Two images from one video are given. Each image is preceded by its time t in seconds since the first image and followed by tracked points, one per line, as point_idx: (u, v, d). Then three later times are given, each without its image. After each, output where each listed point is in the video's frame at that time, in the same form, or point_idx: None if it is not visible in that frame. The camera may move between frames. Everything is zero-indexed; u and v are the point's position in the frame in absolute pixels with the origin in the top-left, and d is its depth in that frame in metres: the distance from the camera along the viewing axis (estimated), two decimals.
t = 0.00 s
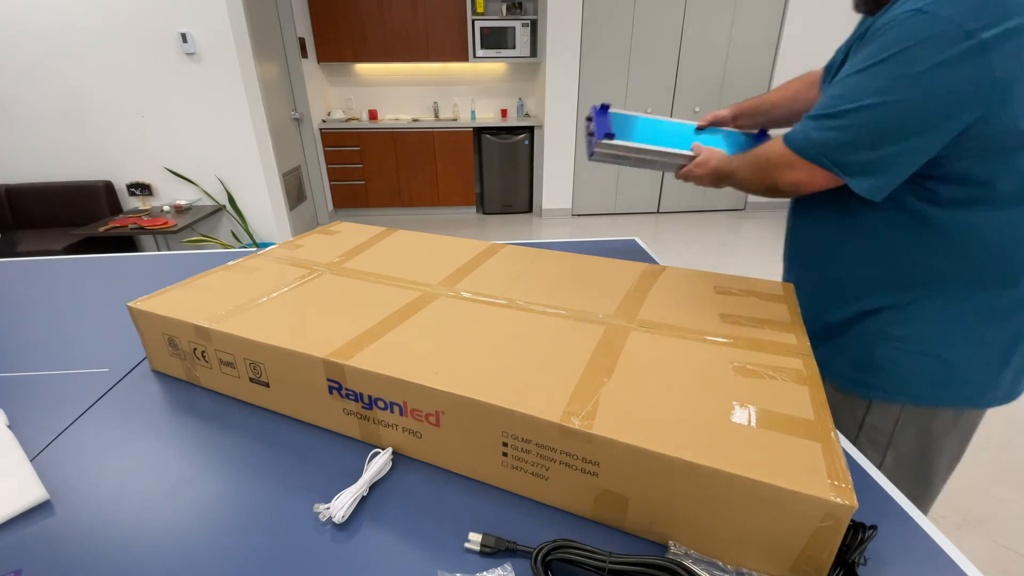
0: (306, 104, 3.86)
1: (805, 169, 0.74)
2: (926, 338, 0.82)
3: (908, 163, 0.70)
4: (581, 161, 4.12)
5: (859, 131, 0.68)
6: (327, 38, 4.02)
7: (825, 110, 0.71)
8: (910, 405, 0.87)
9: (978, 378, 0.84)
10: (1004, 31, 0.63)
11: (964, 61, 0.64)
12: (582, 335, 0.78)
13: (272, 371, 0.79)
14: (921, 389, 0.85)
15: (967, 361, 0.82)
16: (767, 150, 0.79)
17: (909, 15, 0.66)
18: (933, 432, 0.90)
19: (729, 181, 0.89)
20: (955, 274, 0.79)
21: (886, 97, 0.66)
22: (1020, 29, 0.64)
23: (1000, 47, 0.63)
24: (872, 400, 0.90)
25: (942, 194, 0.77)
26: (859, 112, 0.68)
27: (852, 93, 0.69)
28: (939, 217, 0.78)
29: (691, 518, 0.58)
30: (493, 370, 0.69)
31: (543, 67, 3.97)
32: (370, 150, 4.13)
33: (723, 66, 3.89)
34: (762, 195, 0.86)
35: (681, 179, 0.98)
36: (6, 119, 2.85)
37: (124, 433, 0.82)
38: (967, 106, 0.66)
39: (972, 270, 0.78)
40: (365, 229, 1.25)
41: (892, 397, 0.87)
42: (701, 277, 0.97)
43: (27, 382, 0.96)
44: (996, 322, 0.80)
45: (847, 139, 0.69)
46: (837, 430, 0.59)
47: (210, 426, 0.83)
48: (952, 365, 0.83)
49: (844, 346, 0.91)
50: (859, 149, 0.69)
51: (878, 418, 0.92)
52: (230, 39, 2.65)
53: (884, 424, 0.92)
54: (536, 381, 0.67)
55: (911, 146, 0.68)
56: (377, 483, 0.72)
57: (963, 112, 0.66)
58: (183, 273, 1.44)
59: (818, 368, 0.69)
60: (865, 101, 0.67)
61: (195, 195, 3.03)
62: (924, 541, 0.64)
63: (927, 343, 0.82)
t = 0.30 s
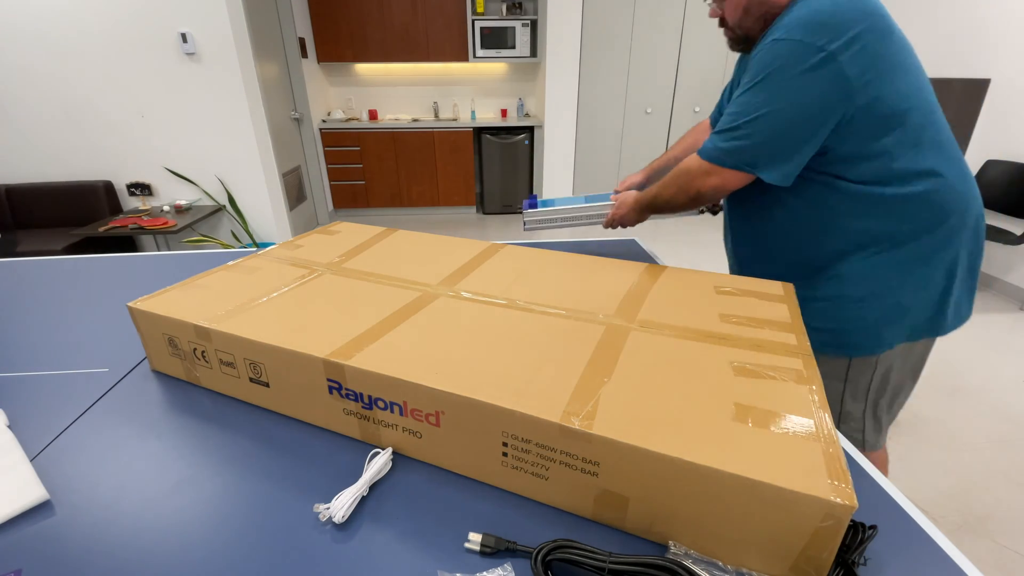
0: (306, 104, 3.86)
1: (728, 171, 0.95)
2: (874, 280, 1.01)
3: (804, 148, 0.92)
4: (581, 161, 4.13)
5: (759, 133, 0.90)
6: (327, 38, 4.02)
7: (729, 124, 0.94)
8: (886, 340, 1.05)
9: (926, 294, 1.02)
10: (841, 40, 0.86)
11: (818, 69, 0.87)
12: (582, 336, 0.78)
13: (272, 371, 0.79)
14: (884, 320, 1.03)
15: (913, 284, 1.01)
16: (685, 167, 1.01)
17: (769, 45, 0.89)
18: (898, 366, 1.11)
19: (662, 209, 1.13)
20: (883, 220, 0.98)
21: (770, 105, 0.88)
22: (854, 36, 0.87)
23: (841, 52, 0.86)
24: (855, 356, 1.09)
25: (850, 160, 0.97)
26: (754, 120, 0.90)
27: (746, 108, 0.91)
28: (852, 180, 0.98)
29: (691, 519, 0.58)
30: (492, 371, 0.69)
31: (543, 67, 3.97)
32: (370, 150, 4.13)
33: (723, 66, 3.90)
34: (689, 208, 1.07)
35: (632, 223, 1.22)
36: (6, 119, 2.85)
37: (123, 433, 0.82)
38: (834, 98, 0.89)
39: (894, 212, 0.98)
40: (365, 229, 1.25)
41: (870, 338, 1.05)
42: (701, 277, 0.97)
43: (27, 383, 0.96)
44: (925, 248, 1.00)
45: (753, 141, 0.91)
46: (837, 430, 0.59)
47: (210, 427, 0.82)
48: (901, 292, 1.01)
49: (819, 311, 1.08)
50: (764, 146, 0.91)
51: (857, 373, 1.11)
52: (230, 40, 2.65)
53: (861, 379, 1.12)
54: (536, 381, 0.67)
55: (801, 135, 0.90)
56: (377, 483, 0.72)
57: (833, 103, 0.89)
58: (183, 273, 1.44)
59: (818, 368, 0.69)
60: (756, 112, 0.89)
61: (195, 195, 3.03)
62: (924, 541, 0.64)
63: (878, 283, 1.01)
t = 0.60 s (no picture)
0: (306, 104, 3.86)
1: (707, 186, 0.99)
2: (860, 268, 1.05)
3: (776, 157, 0.97)
4: (581, 161, 4.13)
5: (731, 149, 0.95)
6: (327, 38, 4.02)
7: (701, 142, 0.98)
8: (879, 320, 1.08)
9: (908, 272, 1.07)
10: (794, 56, 0.92)
11: (778, 85, 0.92)
12: (582, 335, 0.78)
13: (272, 371, 0.79)
14: (875, 303, 1.06)
15: (895, 265, 1.05)
16: (661, 185, 1.05)
17: (729, 67, 0.95)
18: (887, 342, 1.15)
19: (642, 230, 1.16)
20: (859, 211, 1.03)
21: (738, 123, 0.93)
22: (807, 51, 0.93)
23: (796, 67, 0.92)
24: (852, 339, 1.11)
25: (821, 159, 1.01)
26: (723, 137, 0.95)
27: (714, 127, 0.96)
28: (825, 177, 1.03)
29: (691, 518, 0.58)
30: (492, 371, 0.69)
31: (543, 67, 3.97)
32: (370, 150, 4.13)
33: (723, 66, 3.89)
34: (670, 225, 1.11)
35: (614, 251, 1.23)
36: (7, 119, 2.85)
37: (123, 434, 0.82)
38: (797, 109, 0.94)
39: (868, 203, 1.02)
40: (365, 229, 1.25)
41: (865, 323, 1.08)
42: (700, 277, 0.97)
43: (27, 382, 0.96)
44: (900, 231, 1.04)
45: (727, 156, 0.95)
46: (837, 430, 0.59)
47: (210, 427, 0.83)
48: (886, 276, 1.05)
49: (812, 301, 1.10)
50: (738, 160, 0.95)
51: (853, 354, 1.13)
52: (230, 40, 2.65)
53: (857, 358, 1.14)
54: (536, 381, 0.67)
55: (770, 146, 0.95)
56: (377, 483, 0.72)
57: (796, 113, 0.94)
58: (183, 273, 1.44)
59: (818, 367, 0.69)
60: (725, 130, 0.94)
61: (195, 195, 3.03)
62: (924, 540, 0.64)
63: (864, 269, 1.05)
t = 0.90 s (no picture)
0: (306, 104, 3.86)
1: (706, 185, 0.99)
2: (859, 260, 1.05)
3: (771, 155, 0.97)
4: (581, 161, 4.13)
5: (727, 148, 0.95)
6: (327, 38, 4.02)
7: (698, 144, 0.99)
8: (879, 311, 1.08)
9: (905, 261, 1.07)
10: (784, 56, 0.92)
11: (769, 85, 0.92)
12: (582, 336, 0.78)
13: (272, 371, 0.79)
14: (874, 294, 1.06)
15: (893, 256, 1.05)
16: (661, 185, 1.04)
17: (721, 70, 0.95)
18: (886, 333, 1.15)
19: (643, 229, 1.15)
20: (855, 204, 1.03)
21: (732, 122, 0.94)
22: (795, 51, 0.93)
23: (786, 66, 0.93)
24: (852, 328, 1.10)
25: (814, 155, 1.02)
26: (719, 138, 0.95)
27: (710, 128, 0.96)
28: (819, 173, 1.03)
29: (691, 518, 0.58)
30: (492, 371, 0.69)
31: (543, 67, 3.97)
32: (370, 150, 4.13)
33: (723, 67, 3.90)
34: (671, 225, 1.10)
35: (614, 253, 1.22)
36: (7, 119, 2.85)
37: (123, 434, 0.82)
38: (790, 107, 0.94)
39: (863, 197, 1.02)
40: (365, 229, 1.25)
41: (865, 314, 1.08)
42: (700, 277, 0.97)
43: (27, 383, 0.96)
44: (896, 222, 1.04)
45: (724, 156, 0.96)
46: (836, 430, 0.59)
47: (210, 427, 0.83)
48: (884, 267, 1.05)
49: (812, 294, 1.10)
50: (734, 159, 0.96)
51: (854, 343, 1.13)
52: (230, 40, 2.65)
53: (857, 349, 1.14)
54: (536, 382, 0.67)
55: (766, 144, 0.95)
56: (377, 483, 0.72)
57: (790, 111, 0.94)
58: (183, 273, 1.44)
59: (818, 367, 0.69)
60: (720, 131, 0.95)
61: (196, 195, 3.03)
62: (924, 541, 0.64)
63: (862, 261, 1.05)
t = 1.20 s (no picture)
0: (306, 104, 3.86)
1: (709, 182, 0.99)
2: (861, 259, 1.05)
3: (772, 154, 0.97)
4: (582, 161, 4.13)
5: (729, 147, 0.95)
6: (327, 38, 4.03)
7: (699, 142, 0.99)
8: (881, 309, 1.09)
9: (907, 259, 1.08)
10: (786, 55, 0.92)
11: (770, 85, 0.92)
12: (582, 336, 0.78)
13: (272, 371, 0.79)
14: (876, 293, 1.07)
15: (896, 254, 1.05)
16: (664, 183, 1.05)
17: (723, 69, 0.96)
18: (893, 330, 1.15)
19: (645, 226, 1.14)
20: (858, 203, 1.02)
21: (734, 121, 0.94)
22: (797, 50, 0.93)
23: (788, 64, 0.93)
24: (857, 326, 1.11)
25: (816, 154, 1.02)
26: (721, 135, 0.95)
27: (712, 126, 0.97)
28: (822, 172, 1.03)
29: (690, 518, 0.58)
30: (492, 372, 0.69)
31: (543, 67, 3.97)
32: (370, 150, 4.13)
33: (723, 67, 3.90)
34: (673, 222, 1.09)
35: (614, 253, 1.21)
36: (7, 119, 2.85)
37: (124, 433, 0.82)
38: (791, 106, 0.94)
39: (865, 196, 1.02)
40: (365, 229, 1.25)
41: (867, 313, 1.08)
42: (700, 277, 0.97)
43: (27, 382, 0.96)
44: (899, 220, 1.04)
45: (725, 155, 0.96)
46: (836, 430, 0.59)
47: (211, 427, 0.83)
48: (886, 266, 1.05)
49: (814, 293, 1.10)
50: (736, 158, 0.96)
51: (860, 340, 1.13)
52: (229, 40, 2.65)
53: (865, 345, 1.13)
54: (537, 382, 0.67)
55: (767, 143, 0.95)
56: (377, 483, 0.72)
57: (791, 109, 0.94)
58: (183, 273, 1.44)
59: (818, 367, 0.69)
60: (721, 129, 0.95)
61: (196, 195, 3.03)
62: (925, 542, 0.64)
63: (864, 259, 1.05)
